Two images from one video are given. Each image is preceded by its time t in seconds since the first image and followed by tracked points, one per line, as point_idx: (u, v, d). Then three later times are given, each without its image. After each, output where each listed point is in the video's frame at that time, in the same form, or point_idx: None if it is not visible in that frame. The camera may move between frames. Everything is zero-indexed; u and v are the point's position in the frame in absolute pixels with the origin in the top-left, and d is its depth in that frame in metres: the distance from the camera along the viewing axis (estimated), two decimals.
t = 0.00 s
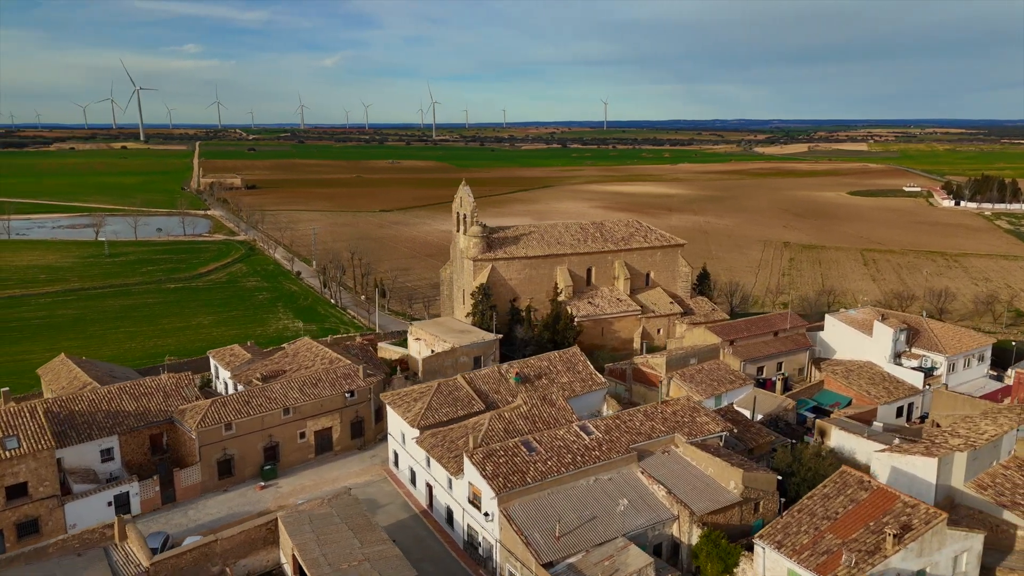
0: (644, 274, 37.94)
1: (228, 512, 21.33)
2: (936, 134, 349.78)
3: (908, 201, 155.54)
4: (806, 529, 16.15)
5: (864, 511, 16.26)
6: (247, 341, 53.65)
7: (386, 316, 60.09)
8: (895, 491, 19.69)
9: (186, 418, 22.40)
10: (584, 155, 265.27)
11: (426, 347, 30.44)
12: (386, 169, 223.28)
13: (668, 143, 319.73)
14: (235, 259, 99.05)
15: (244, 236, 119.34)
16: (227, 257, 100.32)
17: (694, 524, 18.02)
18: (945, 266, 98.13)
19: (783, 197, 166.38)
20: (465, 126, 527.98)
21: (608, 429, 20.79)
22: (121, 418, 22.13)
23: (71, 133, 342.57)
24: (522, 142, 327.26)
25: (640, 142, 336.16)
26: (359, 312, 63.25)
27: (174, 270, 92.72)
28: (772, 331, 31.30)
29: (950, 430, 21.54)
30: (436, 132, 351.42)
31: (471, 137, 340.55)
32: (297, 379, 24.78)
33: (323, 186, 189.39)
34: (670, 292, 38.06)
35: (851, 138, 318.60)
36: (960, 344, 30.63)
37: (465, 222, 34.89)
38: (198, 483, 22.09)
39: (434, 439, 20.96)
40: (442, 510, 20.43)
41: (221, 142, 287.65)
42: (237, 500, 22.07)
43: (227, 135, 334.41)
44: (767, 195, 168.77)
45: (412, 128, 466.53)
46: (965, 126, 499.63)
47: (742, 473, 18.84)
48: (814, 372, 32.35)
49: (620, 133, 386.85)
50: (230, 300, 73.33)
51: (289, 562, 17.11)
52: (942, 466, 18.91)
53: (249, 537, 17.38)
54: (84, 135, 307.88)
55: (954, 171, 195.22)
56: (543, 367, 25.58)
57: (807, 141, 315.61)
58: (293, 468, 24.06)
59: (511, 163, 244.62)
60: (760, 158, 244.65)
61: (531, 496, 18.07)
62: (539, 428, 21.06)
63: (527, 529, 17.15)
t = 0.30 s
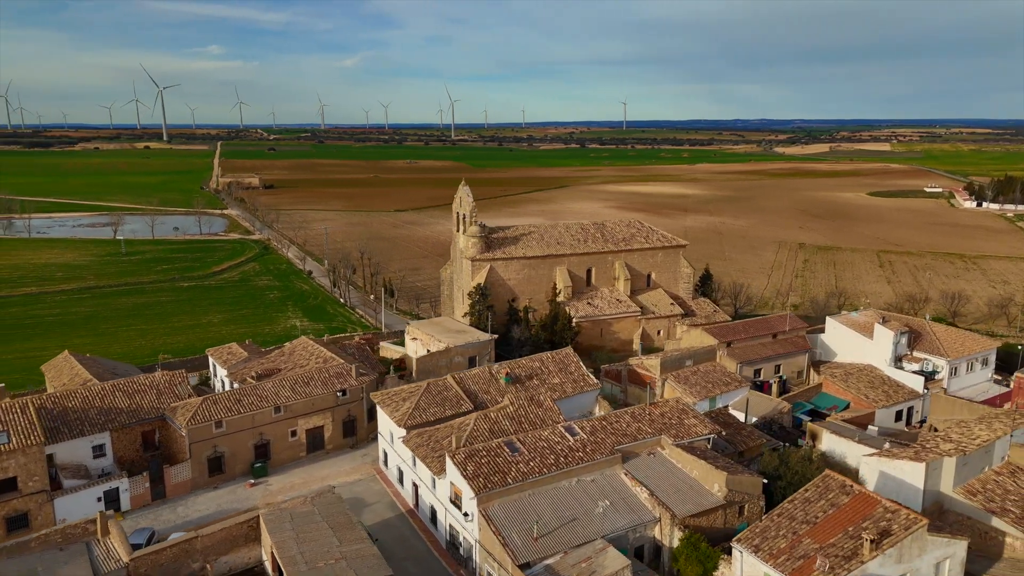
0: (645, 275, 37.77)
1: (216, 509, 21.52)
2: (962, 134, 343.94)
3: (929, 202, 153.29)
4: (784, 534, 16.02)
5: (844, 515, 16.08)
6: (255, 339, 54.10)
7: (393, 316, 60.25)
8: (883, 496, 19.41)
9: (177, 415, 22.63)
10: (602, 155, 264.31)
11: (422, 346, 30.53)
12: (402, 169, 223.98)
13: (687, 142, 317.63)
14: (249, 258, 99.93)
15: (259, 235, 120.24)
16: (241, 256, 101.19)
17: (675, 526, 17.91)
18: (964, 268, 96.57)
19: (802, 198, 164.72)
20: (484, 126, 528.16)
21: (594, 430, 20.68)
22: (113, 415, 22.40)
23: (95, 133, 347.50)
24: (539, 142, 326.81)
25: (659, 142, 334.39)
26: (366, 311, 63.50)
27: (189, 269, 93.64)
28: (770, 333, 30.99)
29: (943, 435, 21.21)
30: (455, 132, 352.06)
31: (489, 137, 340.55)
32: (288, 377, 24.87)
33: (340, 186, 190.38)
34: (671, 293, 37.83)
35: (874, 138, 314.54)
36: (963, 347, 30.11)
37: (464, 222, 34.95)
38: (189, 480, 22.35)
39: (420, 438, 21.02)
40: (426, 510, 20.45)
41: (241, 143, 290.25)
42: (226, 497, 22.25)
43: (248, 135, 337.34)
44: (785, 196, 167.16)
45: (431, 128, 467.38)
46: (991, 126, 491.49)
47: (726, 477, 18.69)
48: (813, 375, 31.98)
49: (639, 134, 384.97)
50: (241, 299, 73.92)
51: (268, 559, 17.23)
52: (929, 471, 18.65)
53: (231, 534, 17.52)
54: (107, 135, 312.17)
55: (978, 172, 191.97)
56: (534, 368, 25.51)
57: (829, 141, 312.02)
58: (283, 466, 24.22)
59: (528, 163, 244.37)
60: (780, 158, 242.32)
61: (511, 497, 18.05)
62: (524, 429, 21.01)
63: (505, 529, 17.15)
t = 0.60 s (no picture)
0: (646, 276, 37.62)
1: (205, 505, 21.69)
2: (988, 134, 338.12)
3: (951, 203, 151.07)
4: (761, 537, 15.87)
5: (823, 519, 15.91)
6: (262, 337, 54.65)
7: (401, 314, 60.48)
8: (869, 501, 19.17)
9: (168, 412, 22.87)
10: (620, 155, 263.31)
11: (418, 346, 30.64)
12: (419, 169, 224.71)
13: (706, 143, 315.68)
14: (263, 256, 100.82)
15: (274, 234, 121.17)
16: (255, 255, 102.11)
17: (656, 528, 17.79)
18: (983, 270, 95.07)
19: (820, 198, 163.09)
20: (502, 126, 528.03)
21: (579, 432, 20.58)
22: (106, 411, 22.68)
23: (118, 132, 352.31)
24: (557, 142, 326.13)
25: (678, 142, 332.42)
26: (375, 310, 63.80)
27: (203, 267, 94.63)
28: (768, 335, 30.73)
29: (935, 439, 20.91)
30: (474, 132, 352.38)
31: (508, 137, 340.28)
32: (281, 375, 25.02)
33: (356, 186, 191.32)
34: (672, 294, 37.63)
35: (897, 138, 310.48)
36: (965, 351, 29.65)
37: (463, 222, 35.07)
38: (179, 476, 22.58)
39: (405, 438, 21.06)
40: (411, 509, 20.49)
41: (262, 143, 292.89)
42: (216, 493, 22.45)
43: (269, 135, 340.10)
44: (803, 197, 165.55)
45: (449, 128, 467.98)
46: (1018, 126, 483.38)
47: (709, 479, 18.51)
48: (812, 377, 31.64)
49: (658, 134, 382.87)
50: (252, 297, 74.56)
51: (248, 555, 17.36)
52: (916, 476, 18.41)
53: (212, 531, 17.64)
54: (130, 135, 316.26)
55: (1002, 172, 188.79)
56: (526, 369, 25.47)
57: (851, 141, 308.37)
58: (274, 464, 24.35)
59: (545, 163, 244.17)
60: (800, 159, 240.01)
61: (490, 498, 18.03)
62: (509, 429, 20.99)
63: (483, 530, 17.14)
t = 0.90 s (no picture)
0: (646, 276, 37.43)
1: (193, 502, 21.91)
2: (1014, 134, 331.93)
3: (971, 204, 148.77)
4: (737, 541, 15.78)
5: (800, 523, 15.76)
6: (268, 336, 55.11)
7: (406, 314, 60.69)
8: (854, 506, 18.94)
9: (159, 410, 23.10)
10: (636, 155, 262.11)
11: (413, 345, 30.73)
12: (434, 169, 225.21)
13: (724, 142, 313.30)
14: (275, 255, 101.57)
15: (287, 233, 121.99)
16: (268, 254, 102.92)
17: (636, 530, 17.70)
18: (1001, 272, 93.53)
19: (837, 199, 161.30)
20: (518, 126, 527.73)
21: (564, 432, 20.54)
22: (99, 407, 22.95)
23: (140, 132, 356.71)
24: (573, 142, 325.32)
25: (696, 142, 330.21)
26: (381, 309, 64.08)
27: (216, 266, 95.47)
28: (766, 336, 30.47)
29: (925, 443, 20.63)
30: (491, 132, 352.60)
31: (525, 137, 339.80)
32: (273, 374, 25.16)
33: (370, 185, 192.02)
34: (673, 295, 37.45)
35: (920, 138, 306.25)
36: (965, 354, 29.25)
37: (461, 221, 35.12)
38: (169, 473, 22.81)
39: (391, 437, 21.14)
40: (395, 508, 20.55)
41: (281, 142, 295.04)
42: (206, 490, 22.65)
43: (288, 135, 342.56)
44: (820, 197, 163.85)
45: (465, 128, 468.14)
46: None
47: (691, 481, 18.41)
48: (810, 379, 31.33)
49: (676, 134, 380.73)
50: (261, 296, 75.13)
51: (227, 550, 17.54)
52: (901, 480, 18.16)
53: (194, 528, 17.82)
54: (152, 135, 319.95)
55: None
56: (516, 369, 25.45)
57: (872, 141, 304.57)
58: (265, 461, 24.54)
59: (561, 163, 243.64)
60: (819, 159, 237.49)
61: (469, 498, 18.07)
62: (494, 429, 20.99)
63: (460, 530, 17.19)
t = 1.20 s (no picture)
0: (646, 277, 37.25)
1: (181, 499, 22.09)
2: None
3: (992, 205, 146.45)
4: (712, 544, 15.67)
5: (777, 528, 15.62)
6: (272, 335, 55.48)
7: (412, 313, 60.86)
8: (838, 510, 18.77)
9: (150, 407, 23.34)
10: (653, 155, 260.87)
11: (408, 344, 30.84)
12: (449, 169, 225.60)
13: (743, 143, 311.01)
14: (287, 254, 102.29)
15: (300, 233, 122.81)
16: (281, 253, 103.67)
17: (615, 532, 17.61)
18: (1019, 274, 92.01)
19: (855, 199, 159.50)
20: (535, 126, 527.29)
21: (547, 433, 20.48)
22: (91, 405, 23.22)
23: (161, 132, 360.97)
24: (590, 142, 324.47)
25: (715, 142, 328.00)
26: (388, 309, 64.33)
27: (228, 265, 96.28)
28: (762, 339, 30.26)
29: (913, 448, 20.36)
30: (508, 132, 352.49)
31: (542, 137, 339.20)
32: (264, 373, 25.32)
33: (385, 185, 192.71)
34: (672, 296, 37.24)
35: (943, 138, 302.00)
36: (965, 357, 28.85)
37: (459, 221, 35.16)
38: (159, 470, 23.04)
39: (376, 437, 21.20)
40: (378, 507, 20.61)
41: (299, 142, 297.04)
42: (195, 488, 22.86)
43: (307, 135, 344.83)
44: (838, 198, 162.16)
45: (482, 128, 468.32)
46: None
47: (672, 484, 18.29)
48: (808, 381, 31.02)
49: (695, 134, 378.45)
50: (271, 295, 75.66)
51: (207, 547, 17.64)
52: (885, 485, 17.95)
53: (176, 525, 17.96)
54: (174, 135, 323.53)
55: None
56: (507, 370, 25.45)
57: (894, 141, 300.83)
58: (256, 459, 24.72)
59: (576, 163, 243.13)
60: (838, 159, 234.94)
61: (448, 498, 18.08)
62: (478, 430, 20.99)
63: (437, 530, 17.20)
